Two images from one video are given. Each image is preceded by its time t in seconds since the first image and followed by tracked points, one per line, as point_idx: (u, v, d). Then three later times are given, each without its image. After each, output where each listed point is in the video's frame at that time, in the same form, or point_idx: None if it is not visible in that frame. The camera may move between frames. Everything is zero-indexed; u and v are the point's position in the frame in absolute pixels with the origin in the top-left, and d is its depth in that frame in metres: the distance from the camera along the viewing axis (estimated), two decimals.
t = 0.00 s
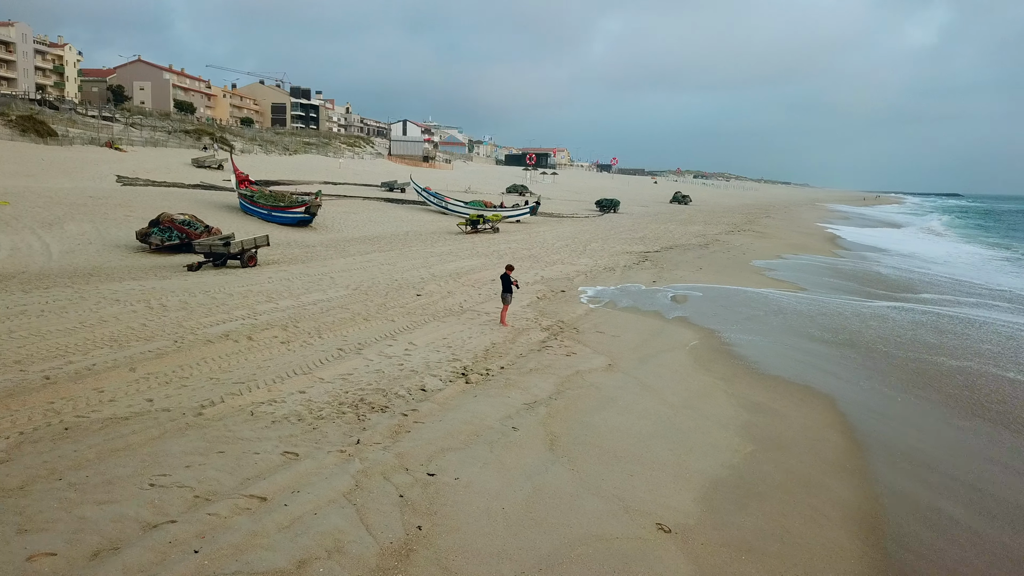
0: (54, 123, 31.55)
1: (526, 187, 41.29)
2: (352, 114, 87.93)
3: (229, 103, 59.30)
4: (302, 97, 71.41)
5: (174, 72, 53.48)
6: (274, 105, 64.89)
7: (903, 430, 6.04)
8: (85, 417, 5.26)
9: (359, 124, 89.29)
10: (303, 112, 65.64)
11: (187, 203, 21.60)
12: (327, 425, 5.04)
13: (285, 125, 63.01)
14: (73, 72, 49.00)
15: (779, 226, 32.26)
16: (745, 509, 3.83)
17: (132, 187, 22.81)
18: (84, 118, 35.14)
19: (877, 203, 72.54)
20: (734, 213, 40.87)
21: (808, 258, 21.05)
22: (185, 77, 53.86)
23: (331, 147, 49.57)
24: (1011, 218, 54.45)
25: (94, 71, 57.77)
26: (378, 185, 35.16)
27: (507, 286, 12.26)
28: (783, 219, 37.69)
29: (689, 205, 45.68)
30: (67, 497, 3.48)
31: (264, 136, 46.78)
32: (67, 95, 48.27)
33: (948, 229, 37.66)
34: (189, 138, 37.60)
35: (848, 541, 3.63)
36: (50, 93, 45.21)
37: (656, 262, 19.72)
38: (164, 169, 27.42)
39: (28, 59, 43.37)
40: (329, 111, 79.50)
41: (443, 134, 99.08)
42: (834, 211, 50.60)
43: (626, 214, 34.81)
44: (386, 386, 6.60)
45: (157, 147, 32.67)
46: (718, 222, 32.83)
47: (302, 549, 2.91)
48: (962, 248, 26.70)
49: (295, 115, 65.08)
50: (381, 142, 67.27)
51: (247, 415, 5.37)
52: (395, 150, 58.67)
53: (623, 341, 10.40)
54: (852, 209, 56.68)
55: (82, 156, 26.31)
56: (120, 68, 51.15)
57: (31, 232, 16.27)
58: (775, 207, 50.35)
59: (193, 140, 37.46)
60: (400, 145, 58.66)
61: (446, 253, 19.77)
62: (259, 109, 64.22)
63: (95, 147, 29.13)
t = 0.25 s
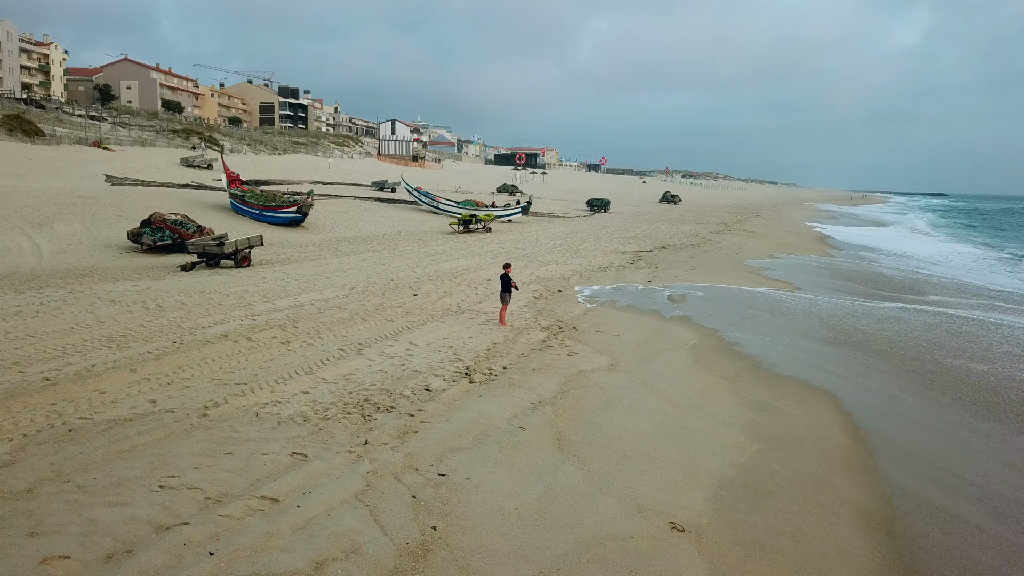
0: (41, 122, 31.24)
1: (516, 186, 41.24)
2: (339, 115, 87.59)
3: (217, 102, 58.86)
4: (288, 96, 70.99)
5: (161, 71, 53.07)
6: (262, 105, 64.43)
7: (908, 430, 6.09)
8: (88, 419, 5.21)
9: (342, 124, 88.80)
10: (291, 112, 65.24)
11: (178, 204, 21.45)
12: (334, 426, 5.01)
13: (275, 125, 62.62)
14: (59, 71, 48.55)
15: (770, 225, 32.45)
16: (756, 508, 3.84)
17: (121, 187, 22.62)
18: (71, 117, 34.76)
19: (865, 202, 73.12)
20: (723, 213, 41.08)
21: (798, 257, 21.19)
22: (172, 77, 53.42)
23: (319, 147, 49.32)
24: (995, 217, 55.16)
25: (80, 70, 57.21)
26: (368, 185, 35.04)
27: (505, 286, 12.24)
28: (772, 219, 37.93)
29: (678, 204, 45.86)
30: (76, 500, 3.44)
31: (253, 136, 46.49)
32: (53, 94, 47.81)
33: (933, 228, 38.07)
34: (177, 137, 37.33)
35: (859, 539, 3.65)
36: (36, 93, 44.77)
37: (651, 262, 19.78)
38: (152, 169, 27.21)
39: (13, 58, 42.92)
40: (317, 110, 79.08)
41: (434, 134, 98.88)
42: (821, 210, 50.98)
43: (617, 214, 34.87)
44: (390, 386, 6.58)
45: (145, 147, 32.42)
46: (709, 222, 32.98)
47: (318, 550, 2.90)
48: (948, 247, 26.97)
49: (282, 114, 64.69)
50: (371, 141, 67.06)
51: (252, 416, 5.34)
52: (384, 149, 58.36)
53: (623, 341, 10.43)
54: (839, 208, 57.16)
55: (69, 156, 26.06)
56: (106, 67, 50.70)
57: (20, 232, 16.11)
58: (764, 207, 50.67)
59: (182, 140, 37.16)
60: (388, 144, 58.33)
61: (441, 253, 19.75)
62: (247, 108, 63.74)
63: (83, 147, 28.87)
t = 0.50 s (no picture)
0: (27, 121, 30.90)
1: (506, 185, 41.14)
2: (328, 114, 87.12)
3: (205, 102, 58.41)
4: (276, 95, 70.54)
5: (148, 70, 52.64)
6: (251, 105, 64.01)
7: (910, 429, 6.12)
8: (91, 420, 5.17)
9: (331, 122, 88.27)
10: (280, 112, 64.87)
11: (169, 204, 21.30)
12: (341, 426, 5.00)
13: (265, 124, 62.28)
14: (44, 70, 48.03)
15: (760, 225, 32.65)
16: (767, 506, 3.85)
17: (110, 186, 22.43)
18: (58, 117, 34.40)
19: (854, 202, 73.67)
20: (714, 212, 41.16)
21: (788, 257, 21.29)
22: (160, 76, 52.96)
23: (308, 147, 49.02)
24: (981, 216, 55.65)
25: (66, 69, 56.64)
26: (359, 185, 34.93)
27: (503, 285, 12.22)
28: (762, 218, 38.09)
29: (668, 204, 46.01)
30: (87, 503, 3.42)
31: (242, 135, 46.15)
32: (38, 93, 47.29)
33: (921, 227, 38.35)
34: (164, 137, 37.05)
35: (870, 537, 3.67)
36: (21, 92, 44.27)
37: (645, 261, 19.84)
38: (141, 168, 27.00)
39: None
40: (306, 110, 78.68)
41: (424, 133, 98.65)
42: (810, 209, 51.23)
43: (606, 214, 34.93)
44: (395, 386, 6.56)
45: (133, 146, 32.15)
46: (699, 221, 33.12)
47: (335, 552, 2.89)
48: (937, 246, 27.16)
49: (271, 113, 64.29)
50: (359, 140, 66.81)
51: (258, 417, 5.31)
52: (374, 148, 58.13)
53: (623, 341, 10.46)
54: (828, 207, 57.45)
55: (56, 155, 25.81)
56: (91, 66, 50.22)
57: (9, 232, 15.95)
58: (753, 206, 50.87)
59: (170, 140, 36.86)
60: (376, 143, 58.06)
61: (436, 253, 19.73)
62: (236, 108, 63.47)
63: (70, 146, 28.59)
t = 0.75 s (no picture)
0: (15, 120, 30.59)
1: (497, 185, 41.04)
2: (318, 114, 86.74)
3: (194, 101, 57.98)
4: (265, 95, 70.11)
5: (137, 69, 52.25)
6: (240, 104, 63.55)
7: (915, 428, 6.16)
8: (97, 422, 5.13)
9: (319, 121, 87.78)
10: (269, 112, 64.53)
11: (161, 204, 21.16)
12: (349, 426, 4.98)
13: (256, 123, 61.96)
14: (32, 69, 47.60)
15: (751, 224, 32.79)
16: (778, 505, 3.86)
17: (100, 186, 22.25)
18: (45, 116, 34.07)
19: (844, 201, 74.07)
20: (705, 212, 41.27)
21: (780, 257, 21.37)
22: (148, 75, 52.53)
23: (298, 146, 48.76)
24: (969, 215, 56.10)
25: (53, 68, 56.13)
26: (350, 185, 34.81)
27: (503, 284, 12.21)
28: (753, 218, 38.23)
29: (658, 204, 46.10)
30: (99, 504, 3.39)
31: (232, 135, 45.89)
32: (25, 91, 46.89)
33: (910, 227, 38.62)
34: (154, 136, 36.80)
35: (882, 536, 3.68)
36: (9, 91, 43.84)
37: (640, 261, 19.87)
38: (131, 168, 26.81)
39: None
40: (296, 109, 78.35)
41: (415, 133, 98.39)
42: (800, 208, 51.47)
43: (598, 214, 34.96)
44: (400, 386, 6.55)
45: (122, 146, 31.91)
46: (691, 221, 33.22)
47: (353, 553, 2.89)
48: (926, 245, 27.36)
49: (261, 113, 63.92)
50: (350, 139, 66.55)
51: (264, 417, 5.29)
52: (364, 147, 57.93)
53: (625, 341, 10.49)
54: (817, 207, 57.73)
55: (45, 155, 25.58)
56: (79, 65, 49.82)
57: None
58: (744, 206, 51.00)
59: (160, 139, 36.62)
60: (365, 142, 57.88)
61: (432, 253, 19.70)
62: (225, 107, 63.05)
63: (60, 146, 28.34)
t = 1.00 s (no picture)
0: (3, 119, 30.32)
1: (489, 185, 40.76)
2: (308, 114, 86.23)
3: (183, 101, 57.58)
4: (253, 94, 69.53)
5: (126, 68, 51.87)
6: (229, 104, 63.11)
7: (919, 427, 6.19)
8: (103, 423, 5.10)
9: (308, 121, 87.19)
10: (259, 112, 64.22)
11: (153, 204, 21.03)
12: (358, 427, 4.97)
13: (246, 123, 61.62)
14: (19, 67, 47.15)
15: (743, 224, 32.92)
16: (791, 504, 3.87)
17: (92, 186, 22.09)
18: (34, 116, 33.75)
19: (835, 201, 74.38)
20: (697, 212, 41.35)
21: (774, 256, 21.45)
22: (137, 74, 52.14)
23: (289, 147, 48.55)
24: (958, 215, 56.54)
25: (41, 67, 55.59)
26: (342, 185, 34.70)
27: (504, 284, 12.20)
28: (745, 217, 38.37)
29: (650, 204, 46.14)
30: (112, 507, 3.37)
31: (224, 135, 45.64)
32: (13, 91, 46.46)
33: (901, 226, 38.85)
34: (145, 135, 36.57)
35: (894, 534, 3.70)
36: None
37: (635, 261, 19.89)
38: (122, 168, 26.63)
39: None
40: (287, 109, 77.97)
41: (404, 133, 97.86)
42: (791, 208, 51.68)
43: (591, 214, 34.97)
44: (406, 386, 6.54)
45: (112, 146, 31.70)
46: (683, 221, 33.30)
47: (372, 553, 2.88)
48: (918, 244, 27.54)
49: (250, 113, 63.52)
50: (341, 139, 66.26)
51: (272, 418, 5.27)
52: (354, 146, 57.70)
53: (628, 341, 10.56)
54: (808, 207, 57.99)
55: (35, 155, 25.36)
56: (68, 64, 49.45)
57: None
58: (736, 206, 51.16)
59: (151, 139, 36.37)
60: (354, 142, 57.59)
61: (428, 253, 19.66)
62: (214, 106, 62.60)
63: (49, 146, 28.10)
